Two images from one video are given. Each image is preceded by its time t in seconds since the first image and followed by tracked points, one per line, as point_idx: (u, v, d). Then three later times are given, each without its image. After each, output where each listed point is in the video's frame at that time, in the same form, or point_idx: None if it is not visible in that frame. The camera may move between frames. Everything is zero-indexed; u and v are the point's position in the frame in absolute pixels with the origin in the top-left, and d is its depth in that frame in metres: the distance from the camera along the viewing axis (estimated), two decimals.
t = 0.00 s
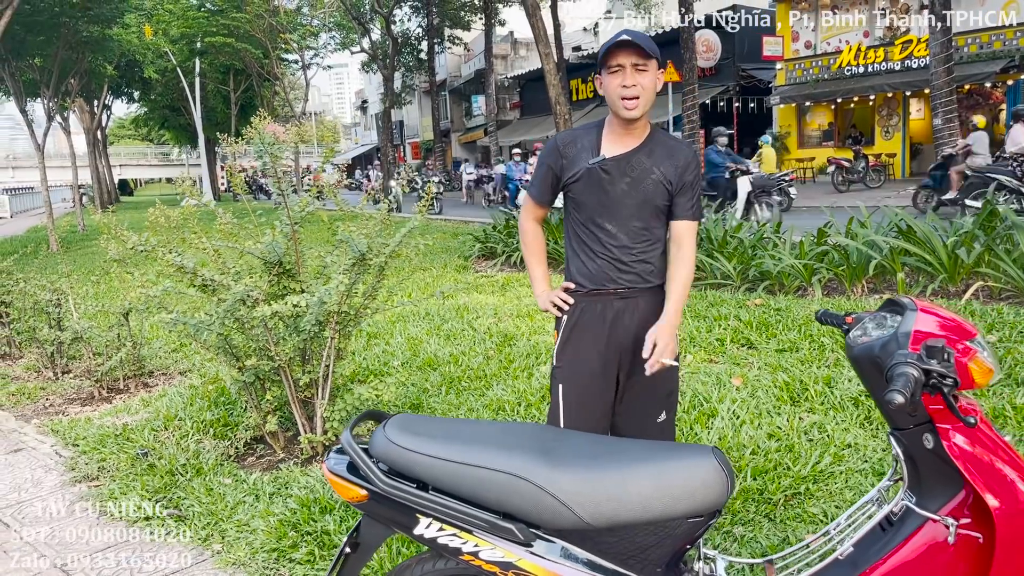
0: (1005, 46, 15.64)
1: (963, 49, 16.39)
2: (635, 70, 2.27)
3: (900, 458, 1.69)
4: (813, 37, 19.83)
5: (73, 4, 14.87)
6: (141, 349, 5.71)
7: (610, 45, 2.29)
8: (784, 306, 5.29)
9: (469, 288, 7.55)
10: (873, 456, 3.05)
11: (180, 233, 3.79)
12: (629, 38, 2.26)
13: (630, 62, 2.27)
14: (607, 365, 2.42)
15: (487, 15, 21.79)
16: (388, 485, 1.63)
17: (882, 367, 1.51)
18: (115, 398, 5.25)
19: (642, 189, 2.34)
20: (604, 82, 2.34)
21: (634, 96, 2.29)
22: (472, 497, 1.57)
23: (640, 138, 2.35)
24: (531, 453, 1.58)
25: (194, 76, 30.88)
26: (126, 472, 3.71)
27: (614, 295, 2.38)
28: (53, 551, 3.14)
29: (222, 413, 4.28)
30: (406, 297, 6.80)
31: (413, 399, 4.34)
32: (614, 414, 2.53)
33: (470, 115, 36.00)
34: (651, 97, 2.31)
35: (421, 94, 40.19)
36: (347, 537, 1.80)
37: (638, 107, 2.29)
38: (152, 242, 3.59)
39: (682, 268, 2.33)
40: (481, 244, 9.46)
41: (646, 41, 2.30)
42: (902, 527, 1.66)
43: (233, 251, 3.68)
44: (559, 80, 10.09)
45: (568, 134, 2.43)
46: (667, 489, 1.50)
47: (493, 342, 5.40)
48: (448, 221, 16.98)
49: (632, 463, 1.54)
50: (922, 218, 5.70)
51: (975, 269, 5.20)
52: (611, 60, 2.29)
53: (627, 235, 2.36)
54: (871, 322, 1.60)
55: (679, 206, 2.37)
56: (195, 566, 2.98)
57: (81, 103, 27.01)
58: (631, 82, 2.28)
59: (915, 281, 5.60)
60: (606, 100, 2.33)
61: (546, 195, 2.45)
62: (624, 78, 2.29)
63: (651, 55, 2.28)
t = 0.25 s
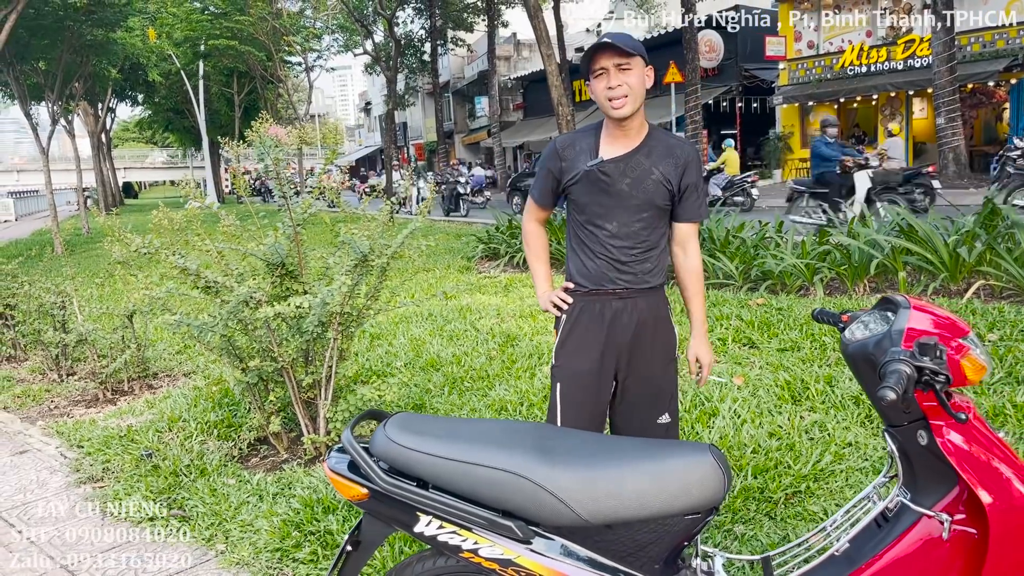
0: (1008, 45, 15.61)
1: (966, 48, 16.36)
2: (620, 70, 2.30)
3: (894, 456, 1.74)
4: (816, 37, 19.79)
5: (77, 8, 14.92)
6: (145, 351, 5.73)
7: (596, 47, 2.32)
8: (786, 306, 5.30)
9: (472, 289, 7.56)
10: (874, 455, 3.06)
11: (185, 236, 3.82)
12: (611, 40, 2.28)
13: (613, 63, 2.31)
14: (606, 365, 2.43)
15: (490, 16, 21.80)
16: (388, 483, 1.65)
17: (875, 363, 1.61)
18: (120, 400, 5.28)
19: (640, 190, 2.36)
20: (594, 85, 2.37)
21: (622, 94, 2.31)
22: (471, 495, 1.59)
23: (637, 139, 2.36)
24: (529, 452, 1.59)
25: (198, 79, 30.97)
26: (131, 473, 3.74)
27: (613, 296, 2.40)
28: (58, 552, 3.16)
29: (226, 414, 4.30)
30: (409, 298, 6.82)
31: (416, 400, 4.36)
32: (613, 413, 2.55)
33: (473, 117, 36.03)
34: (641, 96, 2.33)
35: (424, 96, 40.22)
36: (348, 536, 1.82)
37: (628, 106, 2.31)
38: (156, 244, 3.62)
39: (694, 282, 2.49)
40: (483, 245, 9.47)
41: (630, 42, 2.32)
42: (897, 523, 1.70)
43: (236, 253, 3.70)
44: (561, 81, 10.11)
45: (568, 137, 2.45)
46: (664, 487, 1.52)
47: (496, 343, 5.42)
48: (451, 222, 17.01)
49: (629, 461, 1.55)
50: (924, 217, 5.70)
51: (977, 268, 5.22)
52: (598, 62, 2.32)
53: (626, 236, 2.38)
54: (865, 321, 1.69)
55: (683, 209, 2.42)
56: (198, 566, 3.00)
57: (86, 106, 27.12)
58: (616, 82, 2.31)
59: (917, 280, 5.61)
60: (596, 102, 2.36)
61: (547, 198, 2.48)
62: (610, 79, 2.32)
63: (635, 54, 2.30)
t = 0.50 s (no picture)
0: (1010, 44, 15.60)
1: (968, 47, 16.35)
2: (609, 76, 2.31)
3: (892, 453, 1.76)
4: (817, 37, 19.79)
5: (79, 11, 14.95)
6: (149, 353, 5.75)
7: (584, 55, 2.33)
8: (787, 306, 5.30)
9: (474, 290, 7.57)
10: (874, 454, 3.07)
11: (188, 238, 3.84)
12: (597, 48, 2.29)
13: (601, 69, 2.31)
14: (616, 365, 2.43)
15: (492, 18, 21.81)
16: (390, 483, 1.66)
17: (871, 362, 1.63)
18: (124, 402, 5.30)
19: (642, 191, 2.37)
20: (587, 91, 2.39)
21: (614, 99, 2.32)
22: (472, 495, 1.60)
23: (635, 141, 2.38)
24: (529, 451, 1.61)
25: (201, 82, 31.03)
26: (135, 475, 3.75)
27: (623, 295, 2.41)
28: (62, 553, 3.18)
29: (230, 416, 4.32)
30: (411, 299, 6.83)
31: (418, 401, 4.37)
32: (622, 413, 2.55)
33: (475, 118, 36.05)
34: (634, 98, 2.34)
35: (425, 97, 40.26)
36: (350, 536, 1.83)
37: (621, 110, 2.33)
38: (159, 247, 3.63)
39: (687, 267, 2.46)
40: (485, 246, 9.48)
41: (618, 45, 2.33)
42: (895, 520, 1.72)
43: (239, 255, 3.72)
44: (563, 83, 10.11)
45: (567, 141, 2.46)
46: (664, 484, 1.53)
47: (497, 344, 5.43)
48: (453, 224, 17.03)
49: (630, 459, 1.57)
50: (926, 217, 5.70)
51: (978, 267, 5.22)
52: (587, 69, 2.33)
53: (631, 237, 2.39)
54: (861, 320, 1.71)
55: (683, 206, 2.43)
56: (202, 567, 3.01)
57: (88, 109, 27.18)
58: (607, 88, 2.32)
59: (918, 279, 5.61)
60: (589, 107, 2.38)
61: (547, 203, 2.49)
62: (600, 84, 2.33)
63: (624, 57, 2.31)
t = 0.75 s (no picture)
0: (1012, 43, 15.58)
1: (970, 46, 16.33)
2: (604, 87, 2.30)
3: (892, 452, 1.76)
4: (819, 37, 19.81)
5: (82, 13, 14.98)
6: (152, 354, 5.76)
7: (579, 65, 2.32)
8: (789, 305, 5.30)
9: (476, 291, 7.57)
10: (876, 453, 3.07)
11: (190, 239, 3.85)
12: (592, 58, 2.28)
13: (596, 81, 2.30)
14: (617, 364, 2.42)
15: (493, 19, 21.83)
16: (391, 482, 1.67)
17: (870, 359, 1.64)
18: (127, 403, 5.31)
19: (641, 191, 2.37)
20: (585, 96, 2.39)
21: (610, 107, 2.31)
22: (473, 492, 1.61)
23: (634, 142, 2.38)
24: (530, 449, 1.62)
25: (203, 83, 31.07)
26: (138, 475, 3.76)
27: (623, 294, 2.40)
28: (66, 554, 3.19)
29: (232, 417, 4.33)
30: (413, 300, 6.84)
31: (420, 401, 4.37)
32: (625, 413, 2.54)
33: (477, 119, 36.07)
34: (633, 103, 2.34)
35: (428, 98, 40.30)
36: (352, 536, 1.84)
37: (619, 118, 2.33)
38: (161, 248, 3.64)
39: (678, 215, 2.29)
40: (487, 247, 9.48)
41: (613, 51, 2.31)
42: (894, 519, 1.73)
43: (240, 257, 3.72)
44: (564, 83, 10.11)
45: (568, 143, 2.48)
46: (664, 482, 1.53)
47: (499, 344, 5.43)
48: (455, 224, 17.03)
49: (630, 457, 1.57)
50: (928, 216, 5.70)
51: (980, 266, 5.22)
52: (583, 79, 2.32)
53: (631, 237, 2.39)
54: (861, 319, 1.72)
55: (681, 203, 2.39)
56: (205, 567, 3.02)
57: (91, 111, 27.23)
58: (603, 97, 2.31)
59: (920, 279, 5.61)
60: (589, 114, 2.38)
61: (549, 203, 2.51)
62: (597, 90, 2.32)
63: (622, 63, 2.30)
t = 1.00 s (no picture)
0: (1014, 43, 15.56)
1: (971, 46, 16.32)
2: (601, 91, 2.31)
3: (891, 450, 1.76)
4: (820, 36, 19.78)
5: (83, 15, 15.00)
6: (153, 355, 5.77)
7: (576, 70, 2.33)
8: (789, 305, 5.30)
9: (477, 291, 7.57)
10: (877, 452, 3.07)
11: (191, 240, 3.85)
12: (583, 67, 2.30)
13: (593, 82, 2.31)
14: (613, 364, 2.42)
15: (494, 20, 21.82)
16: (391, 482, 1.67)
17: (869, 357, 1.65)
18: (128, 404, 5.31)
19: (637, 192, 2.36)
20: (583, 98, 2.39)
21: (608, 112, 2.33)
22: (473, 492, 1.61)
23: (632, 142, 2.38)
24: (530, 449, 1.62)
25: (204, 84, 31.10)
26: (139, 476, 3.76)
27: (620, 294, 2.40)
28: (66, 554, 3.19)
29: (233, 417, 4.34)
30: (413, 300, 6.85)
31: (421, 402, 4.37)
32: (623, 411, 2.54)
33: (478, 120, 36.09)
34: (630, 106, 2.34)
35: (429, 99, 40.33)
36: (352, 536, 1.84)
37: (615, 122, 2.34)
38: (162, 249, 3.66)
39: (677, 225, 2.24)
40: (488, 247, 9.48)
41: (610, 54, 2.32)
42: (894, 518, 1.73)
43: (241, 258, 3.73)
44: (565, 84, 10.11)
45: (569, 144, 2.49)
46: (664, 482, 1.53)
47: (500, 345, 5.44)
48: (457, 225, 17.04)
49: (629, 457, 1.57)
50: (928, 217, 5.71)
51: (981, 266, 5.22)
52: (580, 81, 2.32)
53: (627, 237, 2.39)
54: (864, 317, 1.72)
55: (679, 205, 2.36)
56: (205, 568, 3.02)
57: (92, 112, 27.28)
58: (601, 103, 2.32)
59: (921, 279, 5.60)
60: (586, 117, 2.38)
61: (553, 204, 2.52)
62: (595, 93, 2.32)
63: (617, 66, 2.31)
